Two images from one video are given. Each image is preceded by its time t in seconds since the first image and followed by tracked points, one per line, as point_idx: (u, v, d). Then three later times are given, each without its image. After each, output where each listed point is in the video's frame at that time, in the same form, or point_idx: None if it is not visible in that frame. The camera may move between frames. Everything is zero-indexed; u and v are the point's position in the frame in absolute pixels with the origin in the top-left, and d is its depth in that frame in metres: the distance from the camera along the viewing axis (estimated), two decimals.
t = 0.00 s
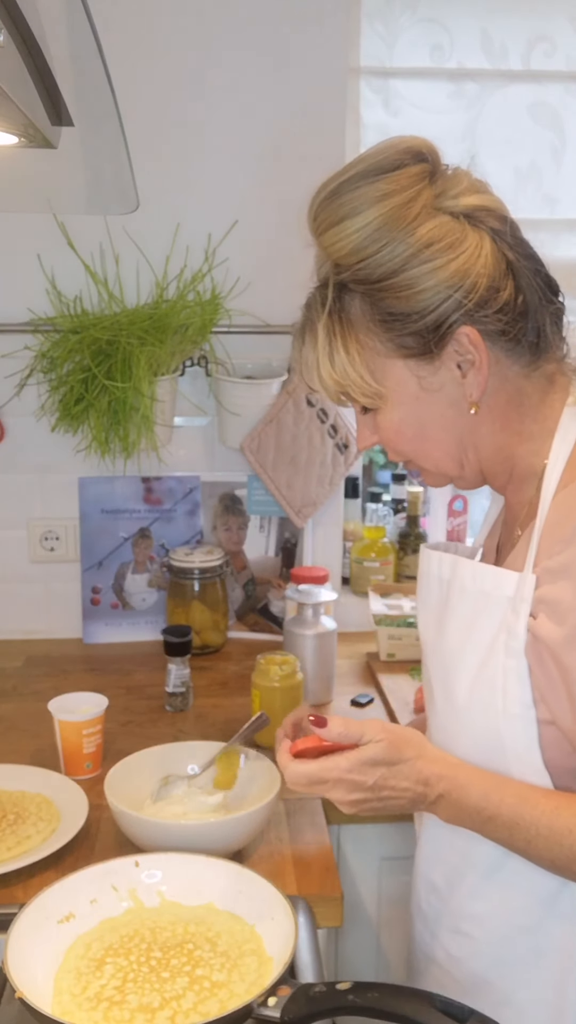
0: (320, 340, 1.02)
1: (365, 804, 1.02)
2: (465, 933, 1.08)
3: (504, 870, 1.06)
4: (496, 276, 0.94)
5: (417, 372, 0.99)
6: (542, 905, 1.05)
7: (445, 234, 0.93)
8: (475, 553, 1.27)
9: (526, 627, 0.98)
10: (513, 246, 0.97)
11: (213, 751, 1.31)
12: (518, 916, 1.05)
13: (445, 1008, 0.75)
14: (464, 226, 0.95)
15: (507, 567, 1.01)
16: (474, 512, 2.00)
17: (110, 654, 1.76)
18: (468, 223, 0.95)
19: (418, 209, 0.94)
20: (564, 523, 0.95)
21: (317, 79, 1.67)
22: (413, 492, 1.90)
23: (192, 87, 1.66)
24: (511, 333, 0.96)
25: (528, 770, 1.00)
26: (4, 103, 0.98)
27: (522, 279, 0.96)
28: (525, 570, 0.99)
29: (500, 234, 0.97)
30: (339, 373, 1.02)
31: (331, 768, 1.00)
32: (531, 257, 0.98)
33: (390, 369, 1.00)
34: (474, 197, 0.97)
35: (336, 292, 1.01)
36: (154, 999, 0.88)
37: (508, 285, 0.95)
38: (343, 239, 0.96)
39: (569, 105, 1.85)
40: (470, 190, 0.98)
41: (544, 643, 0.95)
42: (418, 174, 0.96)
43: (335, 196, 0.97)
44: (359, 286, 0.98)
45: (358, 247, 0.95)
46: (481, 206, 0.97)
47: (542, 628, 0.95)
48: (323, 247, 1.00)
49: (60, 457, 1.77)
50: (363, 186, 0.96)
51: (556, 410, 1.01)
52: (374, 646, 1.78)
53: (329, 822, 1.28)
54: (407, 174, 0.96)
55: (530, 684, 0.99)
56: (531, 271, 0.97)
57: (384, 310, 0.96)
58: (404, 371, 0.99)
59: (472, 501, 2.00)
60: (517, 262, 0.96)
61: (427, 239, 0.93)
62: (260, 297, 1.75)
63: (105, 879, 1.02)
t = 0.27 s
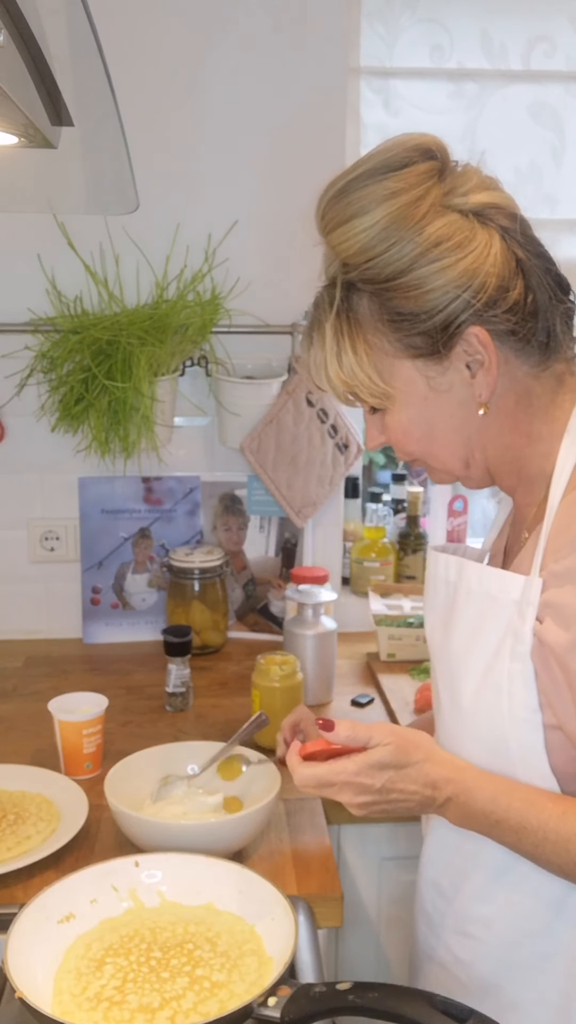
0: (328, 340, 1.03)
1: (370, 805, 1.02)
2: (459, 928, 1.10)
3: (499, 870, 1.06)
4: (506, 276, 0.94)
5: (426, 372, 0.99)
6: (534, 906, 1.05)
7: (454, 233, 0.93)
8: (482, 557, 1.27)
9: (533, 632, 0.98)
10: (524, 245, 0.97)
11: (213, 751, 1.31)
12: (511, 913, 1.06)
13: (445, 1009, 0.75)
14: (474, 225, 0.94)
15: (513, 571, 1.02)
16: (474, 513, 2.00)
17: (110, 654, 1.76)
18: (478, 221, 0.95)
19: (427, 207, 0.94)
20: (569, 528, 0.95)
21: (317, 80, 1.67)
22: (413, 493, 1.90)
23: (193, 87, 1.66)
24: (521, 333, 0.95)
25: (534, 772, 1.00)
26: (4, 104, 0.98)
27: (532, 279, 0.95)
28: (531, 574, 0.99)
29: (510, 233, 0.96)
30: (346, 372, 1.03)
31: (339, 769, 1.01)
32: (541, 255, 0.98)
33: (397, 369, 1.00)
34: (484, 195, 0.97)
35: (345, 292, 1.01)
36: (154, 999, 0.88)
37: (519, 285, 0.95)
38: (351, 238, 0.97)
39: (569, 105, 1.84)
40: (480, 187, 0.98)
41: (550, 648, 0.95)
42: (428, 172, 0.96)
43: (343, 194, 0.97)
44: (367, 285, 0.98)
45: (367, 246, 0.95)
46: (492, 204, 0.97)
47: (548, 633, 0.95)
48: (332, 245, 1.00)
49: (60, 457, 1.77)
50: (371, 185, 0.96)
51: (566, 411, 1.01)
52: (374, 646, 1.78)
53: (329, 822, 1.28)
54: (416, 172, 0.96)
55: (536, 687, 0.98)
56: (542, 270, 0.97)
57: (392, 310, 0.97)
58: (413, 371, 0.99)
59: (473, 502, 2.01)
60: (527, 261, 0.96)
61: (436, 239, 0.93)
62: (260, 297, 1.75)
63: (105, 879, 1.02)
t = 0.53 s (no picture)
0: (335, 335, 1.03)
1: (369, 805, 1.02)
2: (460, 927, 1.10)
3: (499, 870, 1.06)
4: (513, 274, 0.94)
5: (431, 369, 0.99)
6: (533, 906, 1.05)
7: (462, 231, 0.93)
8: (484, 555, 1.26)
9: (533, 632, 0.98)
10: (532, 243, 0.96)
11: (213, 751, 1.31)
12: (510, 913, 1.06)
13: (445, 1009, 0.75)
14: (482, 223, 0.94)
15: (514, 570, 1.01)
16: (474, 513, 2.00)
17: (110, 654, 1.76)
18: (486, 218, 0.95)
19: (435, 204, 0.94)
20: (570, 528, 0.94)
21: (317, 80, 1.67)
22: (414, 492, 1.89)
23: (192, 87, 1.66)
24: (527, 332, 0.95)
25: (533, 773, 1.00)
26: (4, 103, 0.98)
27: (539, 277, 0.95)
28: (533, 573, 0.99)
29: (517, 231, 0.96)
30: (352, 369, 1.03)
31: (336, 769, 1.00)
32: (548, 253, 0.98)
33: (403, 367, 1.00)
34: (492, 192, 0.97)
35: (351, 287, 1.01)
36: (154, 999, 0.88)
37: (525, 283, 0.94)
38: (358, 233, 0.96)
39: (569, 105, 1.84)
40: (488, 184, 0.97)
41: (549, 648, 0.95)
42: (436, 167, 0.96)
43: (350, 189, 0.97)
44: (374, 281, 0.98)
45: (375, 242, 0.95)
46: (499, 201, 0.97)
47: (547, 633, 0.95)
48: (339, 240, 1.00)
49: (60, 457, 1.77)
50: (379, 180, 0.95)
51: (571, 410, 1.00)
52: (374, 647, 1.78)
53: (329, 822, 1.28)
54: (425, 167, 0.95)
55: (536, 687, 0.98)
56: (549, 269, 0.96)
57: (399, 307, 0.97)
58: (419, 368, 0.99)
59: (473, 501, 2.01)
60: (534, 260, 0.96)
61: (444, 236, 0.92)
62: (260, 297, 1.75)
63: (105, 879, 1.02)
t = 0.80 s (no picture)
0: (335, 333, 1.03)
1: (364, 799, 1.03)
2: (460, 929, 1.10)
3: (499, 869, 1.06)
4: (512, 274, 0.93)
5: (429, 368, 0.99)
6: (534, 906, 1.05)
7: (460, 231, 0.93)
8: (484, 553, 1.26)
9: (528, 630, 0.97)
10: (533, 244, 0.96)
11: (213, 751, 1.31)
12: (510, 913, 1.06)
13: (445, 1009, 0.75)
14: (481, 222, 0.94)
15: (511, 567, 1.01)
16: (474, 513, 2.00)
17: (111, 654, 1.76)
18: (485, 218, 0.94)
19: (435, 204, 0.94)
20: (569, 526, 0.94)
21: (317, 80, 1.67)
22: (414, 493, 1.89)
23: (193, 87, 1.66)
24: (525, 332, 0.95)
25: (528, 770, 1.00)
26: (4, 104, 0.98)
27: (538, 278, 0.95)
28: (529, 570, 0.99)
29: (518, 231, 0.96)
30: (351, 367, 1.03)
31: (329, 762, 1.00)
32: (549, 253, 0.97)
33: (401, 365, 1.00)
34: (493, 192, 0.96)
35: (352, 285, 1.01)
36: (154, 999, 0.88)
37: (524, 283, 0.94)
38: (358, 232, 0.97)
39: (569, 105, 1.84)
40: (489, 185, 0.97)
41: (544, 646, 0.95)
42: (438, 167, 0.96)
43: (352, 188, 0.97)
44: (374, 280, 0.98)
45: (374, 241, 0.96)
46: (501, 202, 0.96)
47: (543, 631, 0.95)
48: (341, 239, 1.00)
49: (60, 457, 1.77)
50: (380, 180, 0.95)
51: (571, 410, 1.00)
52: (374, 647, 1.78)
53: (329, 822, 1.28)
54: (426, 168, 0.96)
55: (531, 685, 0.98)
56: (549, 269, 0.96)
57: (397, 305, 0.97)
58: (417, 367, 1.00)
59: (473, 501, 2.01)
60: (534, 260, 0.95)
61: (442, 236, 0.92)
62: (260, 297, 1.75)
63: (105, 879, 1.02)
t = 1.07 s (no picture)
0: (334, 331, 1.03)
1: (355, 795, 1.04)
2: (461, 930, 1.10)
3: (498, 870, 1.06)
4: (510, 274, 0.93)
5: (426, 368, 0.99)
6: (534, 906, 1.04)
7: (459, 231, 0.93)
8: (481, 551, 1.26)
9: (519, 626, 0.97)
10: (532, 245, 0.96)
11: (213, 751, 1.31)
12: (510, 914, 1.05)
13: (444, 1009, 0.75)
14: (481, 222, 0.94)
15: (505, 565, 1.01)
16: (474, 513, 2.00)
17: (111, 654, 1.76)
18: (484, 219, 0.94)
19: (434, 204, 0.94)
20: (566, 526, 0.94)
21: (317, 80, 1.67)
22: (415, 493, 1.89)
23: (193, 87, 1.66)
24: (522, 332, 0.95)
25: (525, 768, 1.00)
26: (4, 104, 0.98)
27: (537, 279, 0.95)
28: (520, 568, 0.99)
29: (518, 232, 0.96)
30: (349, 365, 1.03)
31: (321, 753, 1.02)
32: (549, 254, 0.97)
33: (399, 364, 1.01)
34: (494, 193, 0.96)
35: (352, 284, 1.01)
36: (154, 999, 0.88)
37: (522, 284, 0.94)
38: (358, 231, 0.97)
39: (569, 105, 1.84)
40: (490, 185, 0.97)
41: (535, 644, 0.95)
42: (439, 167, 0.96)
43: (353, 187, 0.97)
44: (373, 279, 0.98)
45: (374, 240, 0.96)
46: (501, 202, 0.96)
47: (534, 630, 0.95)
48: (341, 238, 1.00)
49: (61, 457, 1.77)
50: (381, 179, 0.96)
51: (569, 411, 1.00)
52: (374, 647, 1.78)
53: (329, 822, 1.28)
54: (427, 168, 0.96)
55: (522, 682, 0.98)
56: (548, 270, 0.96)
57: (395, 304, 0.97)
58: (414, 367, 1.00)
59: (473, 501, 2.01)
60: (533, 261, 0.95)
61: (440, 236, 0.92)
62: (260, 297, 1.75)
63: (105, 879, 1.02)
